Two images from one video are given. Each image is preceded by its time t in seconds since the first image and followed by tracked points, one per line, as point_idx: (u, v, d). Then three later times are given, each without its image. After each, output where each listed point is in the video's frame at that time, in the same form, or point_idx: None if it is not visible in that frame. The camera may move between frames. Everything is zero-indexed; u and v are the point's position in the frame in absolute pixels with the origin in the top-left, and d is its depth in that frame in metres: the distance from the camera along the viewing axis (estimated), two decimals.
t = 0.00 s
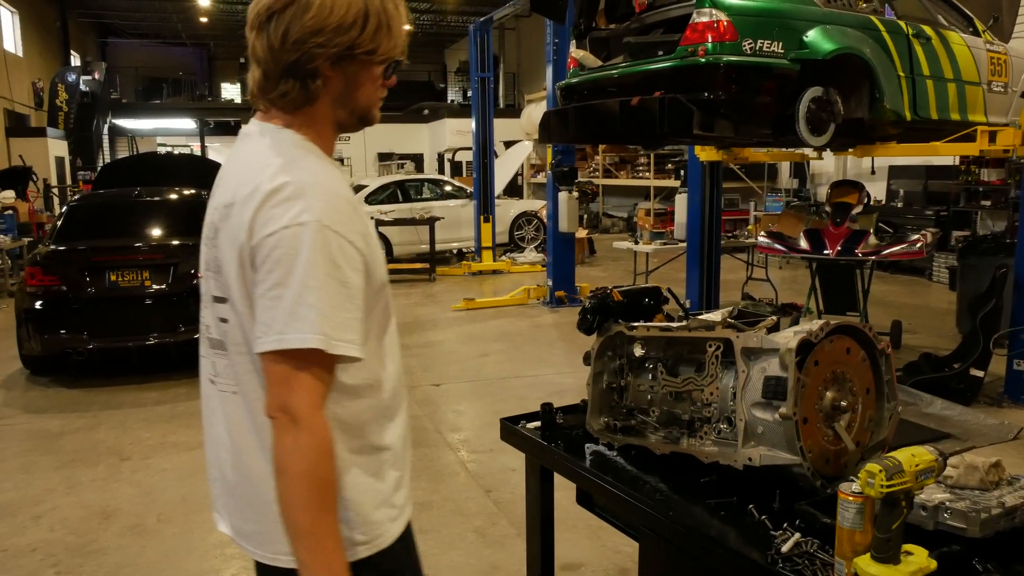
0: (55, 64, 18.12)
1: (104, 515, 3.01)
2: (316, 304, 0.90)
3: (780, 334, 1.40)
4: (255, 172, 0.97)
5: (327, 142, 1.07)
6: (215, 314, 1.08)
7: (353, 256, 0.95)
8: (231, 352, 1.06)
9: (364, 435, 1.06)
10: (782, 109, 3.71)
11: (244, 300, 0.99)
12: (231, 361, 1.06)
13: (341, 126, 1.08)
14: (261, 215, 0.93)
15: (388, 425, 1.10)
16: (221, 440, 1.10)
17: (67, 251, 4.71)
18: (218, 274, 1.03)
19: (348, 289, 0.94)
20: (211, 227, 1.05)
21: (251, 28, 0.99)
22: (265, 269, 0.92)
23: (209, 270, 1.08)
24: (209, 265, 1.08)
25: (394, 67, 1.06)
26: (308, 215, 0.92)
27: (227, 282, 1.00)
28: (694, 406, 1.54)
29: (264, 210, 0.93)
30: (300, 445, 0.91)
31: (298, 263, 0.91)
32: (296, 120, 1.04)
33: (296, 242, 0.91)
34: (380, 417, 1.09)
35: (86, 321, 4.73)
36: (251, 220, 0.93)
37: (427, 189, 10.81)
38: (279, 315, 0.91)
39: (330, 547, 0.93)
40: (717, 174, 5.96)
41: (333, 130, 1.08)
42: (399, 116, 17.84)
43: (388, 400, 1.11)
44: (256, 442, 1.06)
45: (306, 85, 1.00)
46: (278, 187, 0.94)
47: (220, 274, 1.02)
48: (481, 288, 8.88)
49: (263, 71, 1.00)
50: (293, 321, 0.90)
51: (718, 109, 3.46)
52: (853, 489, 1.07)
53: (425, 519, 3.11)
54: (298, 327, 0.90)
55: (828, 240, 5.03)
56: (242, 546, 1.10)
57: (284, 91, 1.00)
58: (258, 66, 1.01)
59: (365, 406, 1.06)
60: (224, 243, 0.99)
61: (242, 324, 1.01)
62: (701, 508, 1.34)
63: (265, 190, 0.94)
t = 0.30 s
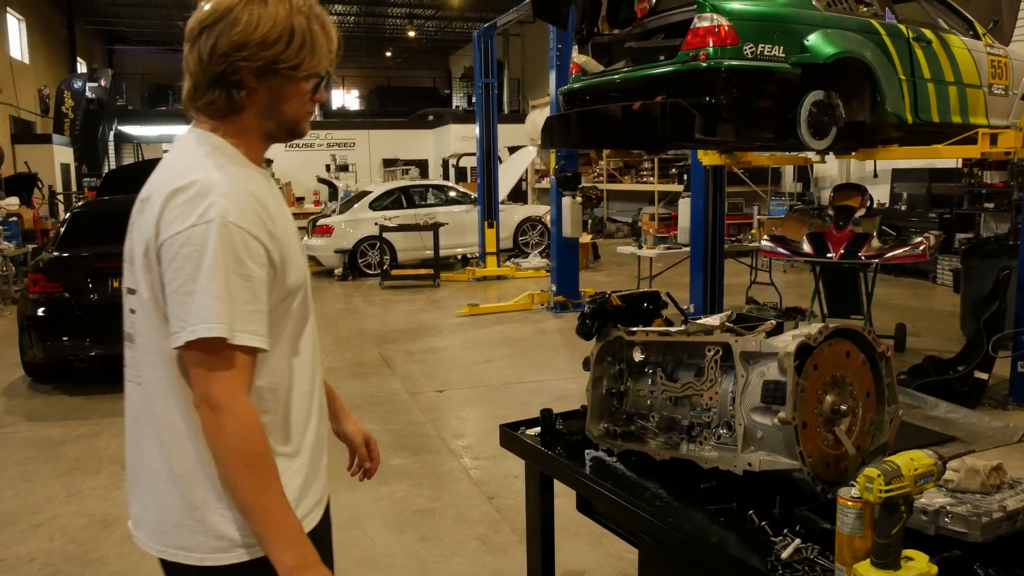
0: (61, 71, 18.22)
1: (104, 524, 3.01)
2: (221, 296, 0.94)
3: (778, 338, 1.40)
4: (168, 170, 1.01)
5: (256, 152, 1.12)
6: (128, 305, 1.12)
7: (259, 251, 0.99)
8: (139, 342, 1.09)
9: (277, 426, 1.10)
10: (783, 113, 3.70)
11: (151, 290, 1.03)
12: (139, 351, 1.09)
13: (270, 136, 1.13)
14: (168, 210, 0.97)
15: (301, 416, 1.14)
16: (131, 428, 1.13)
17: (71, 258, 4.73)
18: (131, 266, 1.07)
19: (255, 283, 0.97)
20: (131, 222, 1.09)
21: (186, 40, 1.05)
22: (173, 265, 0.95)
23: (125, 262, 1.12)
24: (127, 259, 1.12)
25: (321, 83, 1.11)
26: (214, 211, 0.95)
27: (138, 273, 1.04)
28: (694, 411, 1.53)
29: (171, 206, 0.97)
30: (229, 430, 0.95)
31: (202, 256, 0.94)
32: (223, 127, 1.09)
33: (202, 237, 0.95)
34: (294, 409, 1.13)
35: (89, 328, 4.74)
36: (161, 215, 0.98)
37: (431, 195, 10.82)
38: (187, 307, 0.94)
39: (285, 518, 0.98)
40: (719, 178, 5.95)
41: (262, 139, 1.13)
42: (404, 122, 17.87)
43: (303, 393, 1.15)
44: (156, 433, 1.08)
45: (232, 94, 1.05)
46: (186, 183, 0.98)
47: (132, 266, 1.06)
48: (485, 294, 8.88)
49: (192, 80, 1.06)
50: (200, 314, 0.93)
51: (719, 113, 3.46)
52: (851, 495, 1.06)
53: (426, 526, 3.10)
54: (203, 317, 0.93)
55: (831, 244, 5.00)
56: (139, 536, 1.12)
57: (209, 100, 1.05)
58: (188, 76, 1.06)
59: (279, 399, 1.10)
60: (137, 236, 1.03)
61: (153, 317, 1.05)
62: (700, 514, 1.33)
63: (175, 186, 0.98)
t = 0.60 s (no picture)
0: (61, 79, 18.26)
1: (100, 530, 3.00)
2: (182, 295, 0.94)
3: (776, 344, 1.39)
4: (120, 175, 1.01)
5: (203, 157, 1.12)
6: (82, 315, 1.11)
7: (219, 250, 1.00)
8: (93, 351, 1.08)
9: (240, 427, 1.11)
10: (783, 122, 3.70)
11: (107, 297, 1.02)
12: (94, 361, 1.09)
13: (217, 141, 1.13)
14: (126, 213, 0.97)
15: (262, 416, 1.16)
16: (86, 441, 1.12)
17: (70, 264, 4.73)
18: (84, 273, 1.07)
19: (214, 281, 0.98)
20: (81, 230, 1.09)
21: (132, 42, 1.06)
22: (131, 269, 0.95)
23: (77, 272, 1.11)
24: (78, 269, 1.11)
25: (267, 90, 1.11)
26: (169, 212, 0.96)
27: (93, 279, 1.03)
28: (693, 418, 1.53)
29: (128, 209, 0.97)
30: (205, 428, 0.95)
31: (162, 256, 0.94)
32: (168, 130, 1.09)
33: (160, 236, 0.95)
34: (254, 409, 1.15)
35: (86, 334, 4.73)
36: (117, 218, 0.97)
37: (430, 203, 10.83)
38: (149, 309, 0.94)
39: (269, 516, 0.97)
40: (718, 187, 5.95)
41: (209, 144, 1.13)
42: (403, 130, 17.91)
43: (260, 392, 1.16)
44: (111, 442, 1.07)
45: (174, 97, 1.04)
46: (141, 186, 0.98)
47: (86, 273, 1.06)
48: (484, 302, 8.88)
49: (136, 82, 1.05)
50: (164, 315, 0.93)
51: (718, 121, 3.47)
52: (851, 501, 1.05)
53: (424, 533, 3.09)
54: (165, 318, 0.93)
55: (830, 253, 5.00)
56: (100, 549, 1.11)
57: (152, 103, 1.05)
58: (133, 79, 1.06)
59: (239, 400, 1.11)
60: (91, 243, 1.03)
61: (109, 324, 1.04)
62: (698, 521, 1.33)
63: (130, 189, 0.98)
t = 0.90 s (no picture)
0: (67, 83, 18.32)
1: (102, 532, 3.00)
2: (143, 313, 0.93)
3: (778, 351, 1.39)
4: (70, 189, 0.99)
5: (154, 161, 1.11)
6: (26, 335, 1.08)
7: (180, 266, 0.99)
8: (39, 374, 1.05)
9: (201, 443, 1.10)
10: (786, 127, 3.70)
11: (59, 317, 0.99)
12: (41, 384, 1.05)
13: (167, 144, 1.11)
14: (81, 230, 0.95)
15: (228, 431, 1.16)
16: (29, 467, 1.08)
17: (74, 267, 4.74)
18: (31, 292, 1.03)
19: (175, 298, 0.97)
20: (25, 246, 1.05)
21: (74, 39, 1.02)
22: (89, 288, 0.93)
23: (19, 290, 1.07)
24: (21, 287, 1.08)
25: (220, 93, 1.10)
26: (126, 226, 0.94)
27: (41, 298, 1.00)
28: (695, 423, 1.52)
29: (83, 226, 0.95)
30: (176, 453, 0.94)
31: (122, 274, 0.93)
32: (115, 132, 1.07)
33: (118, 252, 0.93)
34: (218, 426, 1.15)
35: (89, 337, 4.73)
36: (71, 236, 0.95)
37: (433, 207, 10.83)
38: (111, 329, 0.93)
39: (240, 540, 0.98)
40: (722, 192, 5.94)
41: (160, 148, 1.11)
42: (407, 134, 17.93)
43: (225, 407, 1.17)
44: (60, 467, 1.04)
45: (121, 101, 1.02)
46: (97, 201, 0.96)
47: (33, 293, 1.03)
48: (487, 306, 8.87)
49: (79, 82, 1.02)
50: (129, 334, 0.92)
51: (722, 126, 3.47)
52: (853, 508, 1.05)
53: (425, 537, 3.08)
54: (129, 338, 0.92)
55: (833, 258, 4.97)
56: None
57: (95, 104, 1.02)
58: (76, 78, 1.03)
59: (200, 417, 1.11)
60: (39, 260, 1.00)
61: (59, 345, 1.01)
62: (699, 526, 1.32)
63: (84, 205, 0.96)
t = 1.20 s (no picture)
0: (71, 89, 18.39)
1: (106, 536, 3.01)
2: (91, 345, 0.91)
3: (778, 352, 1.39)
4: (14, 205, 0.96)
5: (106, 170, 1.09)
6: None
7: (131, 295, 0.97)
8: None
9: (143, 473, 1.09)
10: (789, 129, 3.70)
11: None
12: None
13: (126, 151, 1.10)
14: (25, 253, 0.92)
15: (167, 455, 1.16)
16: None
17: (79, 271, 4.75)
18: None
19: (127, 328, 0.96)
20: None
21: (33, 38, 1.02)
22: (32, 315, 0.91)
23: None
24: None
25: (185, 97, 1.09)
26: (76, 249, 0.92)
27: None
28: (699, 425, 1.52)
29: (30, 250, 0.92)
30: (124, 489, 0.93)
31: (70, 303, 0.91)
32: (70, 137, 1.05)
33: (65, 279, 0.91)
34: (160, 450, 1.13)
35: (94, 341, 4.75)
36: (13, 259, 0.92)
37: (437, 211, 10.85)
38: (56, 361, 0.91)
39: None
40: (724, 194, 5.93)
41: (118, 153, 1.10)
42: (410, 138, 17.97)
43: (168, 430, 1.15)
44: None
45: (79, 106, 1.01)
46: (45, 224, 0.93)
47: None
48: (490, 309, 8.88)
49: (36, 82, 1.01)
50: (75, 369, 0.90)
51: (723, 128, 3.48)
52: (856, 508, 1.05)
53: (430, 540, 3.09)
54: (74, 372, 0.90)
55: (836, 260, 4.97)
56: None
57: (51, 108, 1.01)
58: (31, 79, 1.02)
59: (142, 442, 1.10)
60: None
61: None
62: (702, 528, 1.32)
63: (30, 226, 0.93)
